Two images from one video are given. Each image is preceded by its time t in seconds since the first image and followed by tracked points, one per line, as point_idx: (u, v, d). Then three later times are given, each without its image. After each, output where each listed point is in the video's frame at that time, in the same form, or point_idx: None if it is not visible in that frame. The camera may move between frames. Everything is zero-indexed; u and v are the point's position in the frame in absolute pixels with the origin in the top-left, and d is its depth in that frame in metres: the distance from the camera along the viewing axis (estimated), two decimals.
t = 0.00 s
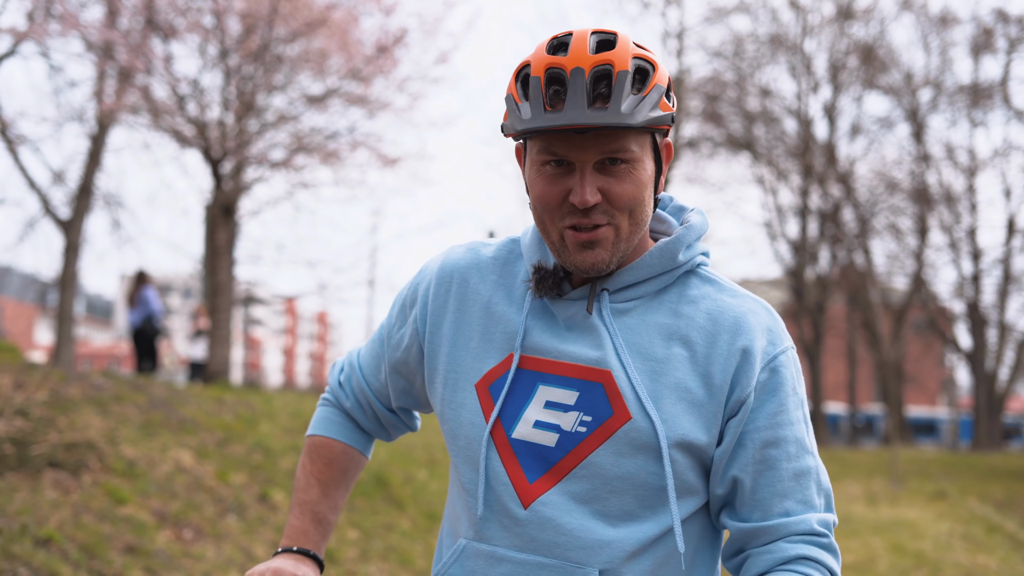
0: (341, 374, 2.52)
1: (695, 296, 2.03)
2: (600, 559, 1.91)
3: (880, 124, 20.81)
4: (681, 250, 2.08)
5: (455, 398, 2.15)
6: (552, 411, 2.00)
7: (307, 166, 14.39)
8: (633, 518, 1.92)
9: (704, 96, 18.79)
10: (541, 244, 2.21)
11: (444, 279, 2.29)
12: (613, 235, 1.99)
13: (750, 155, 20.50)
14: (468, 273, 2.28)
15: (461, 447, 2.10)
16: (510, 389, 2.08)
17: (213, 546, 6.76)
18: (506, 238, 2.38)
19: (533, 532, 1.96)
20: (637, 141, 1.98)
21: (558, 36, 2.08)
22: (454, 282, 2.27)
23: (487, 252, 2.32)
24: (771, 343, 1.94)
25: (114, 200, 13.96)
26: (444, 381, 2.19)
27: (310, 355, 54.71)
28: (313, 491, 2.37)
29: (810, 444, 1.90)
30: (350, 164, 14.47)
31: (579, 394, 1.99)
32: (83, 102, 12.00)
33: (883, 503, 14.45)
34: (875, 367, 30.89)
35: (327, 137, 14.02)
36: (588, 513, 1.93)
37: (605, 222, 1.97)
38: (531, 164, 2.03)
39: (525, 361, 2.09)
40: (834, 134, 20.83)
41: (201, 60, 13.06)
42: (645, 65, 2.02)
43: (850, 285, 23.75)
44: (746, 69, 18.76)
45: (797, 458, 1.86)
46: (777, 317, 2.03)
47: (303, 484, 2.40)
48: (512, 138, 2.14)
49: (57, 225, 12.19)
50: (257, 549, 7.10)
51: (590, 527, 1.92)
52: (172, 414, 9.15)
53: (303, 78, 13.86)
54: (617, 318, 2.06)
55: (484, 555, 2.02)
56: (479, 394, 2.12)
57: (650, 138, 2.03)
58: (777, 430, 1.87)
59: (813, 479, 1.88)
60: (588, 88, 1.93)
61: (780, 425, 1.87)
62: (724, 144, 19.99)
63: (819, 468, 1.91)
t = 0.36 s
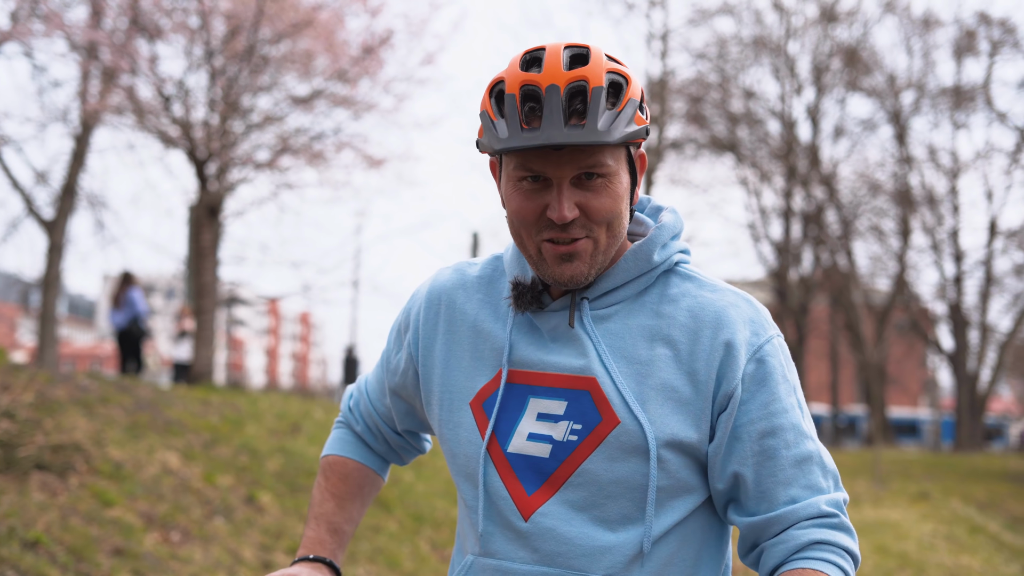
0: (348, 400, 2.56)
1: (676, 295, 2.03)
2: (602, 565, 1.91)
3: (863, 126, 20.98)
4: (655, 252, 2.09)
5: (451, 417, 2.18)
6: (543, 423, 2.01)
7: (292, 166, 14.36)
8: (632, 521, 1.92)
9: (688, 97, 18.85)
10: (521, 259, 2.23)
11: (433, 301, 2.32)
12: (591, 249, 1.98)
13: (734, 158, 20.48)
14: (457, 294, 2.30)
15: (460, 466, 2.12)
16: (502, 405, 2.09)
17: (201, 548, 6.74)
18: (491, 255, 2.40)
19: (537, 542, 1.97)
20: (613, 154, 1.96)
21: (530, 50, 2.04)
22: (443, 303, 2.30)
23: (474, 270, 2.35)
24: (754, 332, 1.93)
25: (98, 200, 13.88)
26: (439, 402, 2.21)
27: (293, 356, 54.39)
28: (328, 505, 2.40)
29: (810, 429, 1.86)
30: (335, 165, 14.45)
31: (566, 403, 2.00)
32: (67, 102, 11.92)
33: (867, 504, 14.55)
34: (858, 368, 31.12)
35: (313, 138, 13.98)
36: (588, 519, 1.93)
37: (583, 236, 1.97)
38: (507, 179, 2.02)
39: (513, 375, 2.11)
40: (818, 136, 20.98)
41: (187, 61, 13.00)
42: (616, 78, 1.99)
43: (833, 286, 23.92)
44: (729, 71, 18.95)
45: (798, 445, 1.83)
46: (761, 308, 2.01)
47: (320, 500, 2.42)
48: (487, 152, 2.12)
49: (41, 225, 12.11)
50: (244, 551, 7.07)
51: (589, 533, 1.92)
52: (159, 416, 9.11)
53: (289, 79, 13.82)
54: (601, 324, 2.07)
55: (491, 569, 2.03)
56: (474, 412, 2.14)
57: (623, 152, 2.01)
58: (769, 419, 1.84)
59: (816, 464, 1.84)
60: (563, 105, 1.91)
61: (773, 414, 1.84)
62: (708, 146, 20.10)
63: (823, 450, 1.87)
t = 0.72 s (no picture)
0: (341, 423, 2.60)
1: (657, 296, 2.08)
2: (608, 564, 1.94)
3: (845, 127, 21.18)
4: (632, 256, 2.14)
5: (448, 434, 2.22)
6: (539, 432, 2.05)
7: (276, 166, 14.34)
8: (633, 521, 1.96)
9: (671, 98, 18.95)
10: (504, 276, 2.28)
11: (418, 321, 2.36)
12: (561, 275, 2.03)
13: (717, 158, 20.12)
14: (443, 313, 2.35)
15: (461, 482, 2.16)
16: (496, 419, 2.14)
17: (187, 550, 6.72)
18: (472, 274, 2.45)
19: (543, 550, 2.00)
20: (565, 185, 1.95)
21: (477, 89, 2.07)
22: (429, 323, 2.35)
23: (457, 290, 2.40)
24: (739, 317, 1.95)
25: (81, 200, 13.80)
26: (434, 421, 2.26)
27: (274, 356, 54.16)
28: (329, 510, 2.43)
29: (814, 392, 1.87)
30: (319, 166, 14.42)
31: (560, 410, 2.04)
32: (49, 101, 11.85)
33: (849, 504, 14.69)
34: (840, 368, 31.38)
35: (296, 139, 13.96)
36: (591, 523, 1.97)
37: (550, 264, 2.01)
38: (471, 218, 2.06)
39: (505, 389, 2.15)
40: (799, 138, 21.15)
41: (171, 61, 12.96)
42: (558, 105, 1.99)
43: (815, 287, 24.11)
44: (711, 72, 19.10)
45: (805, 407, 1.83)
46: (743, 295, 2.03)
47: (319, 511, 2.43)
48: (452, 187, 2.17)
49: (22, 225, 12.03)
50: (231, 553, 7.06)
51: (594, 537, 1.96)
52: (144, 417, 9.08)
53: (272, 80, 13.81)
54: (588, 331, 2.11)
55: None
56: (470, 429, 2.19)
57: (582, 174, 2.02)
58: (769, 395, 1.84)
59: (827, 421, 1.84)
60: (505, 151, 1.94)
61: (772, 387, 1.84)
62: (691, 147, 19.58)
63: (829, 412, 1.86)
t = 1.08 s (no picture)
0: (336, 448, 2.74)
1: (619, 306, 2.16)
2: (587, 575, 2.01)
3: (826, 129, 21.37)
4: (591, 266, 2.22)
5: (430, 457, 2.35)
6: (511, 451, 2.14)
7: (259, 167, 14.30)
8: (607, 533, 2.02)
9: (654, 99, 19.03)
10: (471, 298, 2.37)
11: (395, 348, 2.50)
12: (529, 276, 2.11)
13: (698, 160, 20.35)
14: (416, 337, 2.48)
15: (445, 502, 2.27)
16: (471, 439, 2.23)
17: (172, 551, 6.72)
18: (444, 296, 2.58)
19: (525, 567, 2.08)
20: (523, 181, 2.09)
21: (427, 107, 2.23)
22: (405, 349, 2.48)
23: (430, 313, 2.52)
24: (699, 321, 2.01)
25: (62, 201, 13.70)
26: (417, 445, 2.39)
27: (256, 356, 53.85)
28: (330, 521, 2.55)
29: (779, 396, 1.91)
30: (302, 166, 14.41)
31: (529, 429, 2.12)
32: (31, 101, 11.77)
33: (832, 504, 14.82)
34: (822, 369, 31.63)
35: (280, 139, 13.94)
36: (568, 538, 2.04)
37: (517, 264, 2.10)
38: (435, 231, 2.17)
39: (477, 409, 2.25)
40: (781, 139, 21.32)
41: (154, 61, 12.91)
42: (507, 108, 2.15)
43: (796, 288, 24.29)
44: (693, 74, 19.20)
45: (770, 413, 1.87)
46: (702, 298, 2.08)
47: (321, 524, 2.55)
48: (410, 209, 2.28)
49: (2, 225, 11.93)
50: (216, 554, 7.06)
51: (569, 550, 2.03)
52: (128, 418, 9.06)
53: (256, 80, 13.77)
54: (553, 347, 2.19)
55: None
56: (448, 450, 2.29)
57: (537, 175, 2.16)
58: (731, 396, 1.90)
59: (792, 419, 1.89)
60: (464, 148, 2.07)
61: (735, 389, 1.90)
62: (672, 148, 19.73)
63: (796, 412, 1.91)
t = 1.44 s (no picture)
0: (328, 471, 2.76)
1: (568, 316, 2.15)
2: None
3: (813, 129, 21.48)
4: (533, 279, 2.20)
5: (410, 481, 2.36)
6: (477, 473, 2.14)
7: (247, 166, 14.26)
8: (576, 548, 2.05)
9: (642, 99, 19.06)
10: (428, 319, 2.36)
11: (368, 374, 2.51)
12: (486, 287, 2.12)
13: (687, 160, 20.43)
14: (385, 362, 2.48)
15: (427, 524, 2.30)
16: (439, 462, 2.23)
17: (165, 551, 6.71)
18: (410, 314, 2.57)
19: None
20: (480, 193, 2.10)
21: (383, 120, 2.20)
22: (376, 375, 2.49)
23: (399, 334, 2.53)
24: (647, 329, 2.01)
25: (50, 199, 13.62)
26: (397, 470, 2.41)
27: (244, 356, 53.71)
28: (327, 532, 2.57)
29: (732, 392, 1.91)
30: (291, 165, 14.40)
31: (491, 451, 2.13)
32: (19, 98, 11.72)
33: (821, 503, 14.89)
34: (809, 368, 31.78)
35: (269, 138, 13.89)
36: (546, 553, 2.07)
37: (474, 277, 2.10)
38: (392, 246, 2.16)
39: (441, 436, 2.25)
40: (769, 139, 21.40)
41: (143, 60, 12.85)
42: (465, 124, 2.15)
43: (784, 287, 24.41)
44: (681, 74, 19.25)
45: (724, 414, 1.89)
46: (648, 301, 2.08)
47: (318, 537, 2.57)
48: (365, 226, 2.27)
49: None
50: (208, 553, 7.05)
51: (544, 567, 2.07)
52: (118, 418, 9.04)
53: (245, 79, 13.72)
54: (509, 363, 2.19)
55: None
56: (423, 473, 2.31)
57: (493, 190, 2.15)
58: (680, 412, 1.91)
59: (746, 420, 1.89)
60: (425, 156, 2.05)
61: (687, 400, 1.91)
62: (660, 147, 19.76)
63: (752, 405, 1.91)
